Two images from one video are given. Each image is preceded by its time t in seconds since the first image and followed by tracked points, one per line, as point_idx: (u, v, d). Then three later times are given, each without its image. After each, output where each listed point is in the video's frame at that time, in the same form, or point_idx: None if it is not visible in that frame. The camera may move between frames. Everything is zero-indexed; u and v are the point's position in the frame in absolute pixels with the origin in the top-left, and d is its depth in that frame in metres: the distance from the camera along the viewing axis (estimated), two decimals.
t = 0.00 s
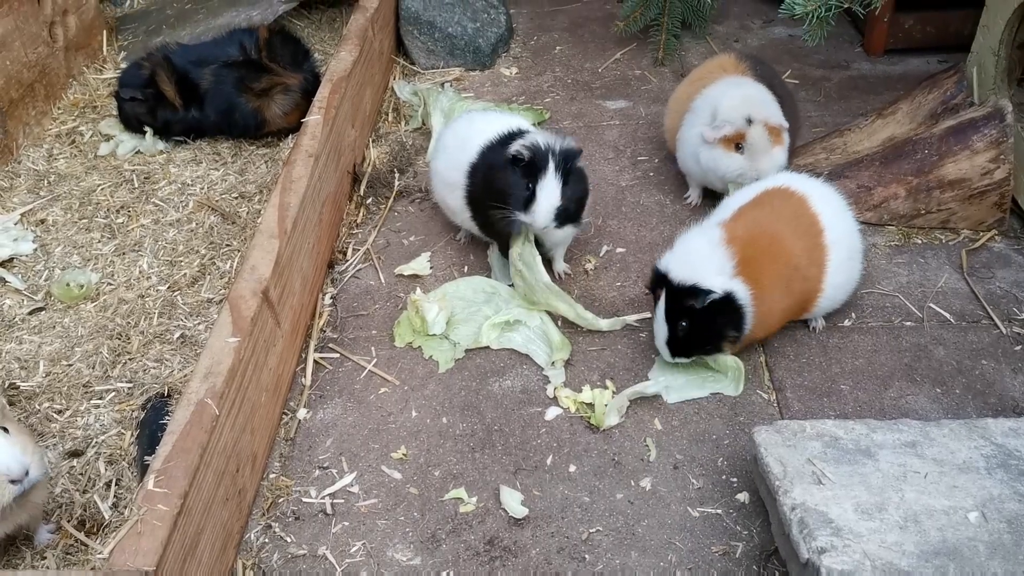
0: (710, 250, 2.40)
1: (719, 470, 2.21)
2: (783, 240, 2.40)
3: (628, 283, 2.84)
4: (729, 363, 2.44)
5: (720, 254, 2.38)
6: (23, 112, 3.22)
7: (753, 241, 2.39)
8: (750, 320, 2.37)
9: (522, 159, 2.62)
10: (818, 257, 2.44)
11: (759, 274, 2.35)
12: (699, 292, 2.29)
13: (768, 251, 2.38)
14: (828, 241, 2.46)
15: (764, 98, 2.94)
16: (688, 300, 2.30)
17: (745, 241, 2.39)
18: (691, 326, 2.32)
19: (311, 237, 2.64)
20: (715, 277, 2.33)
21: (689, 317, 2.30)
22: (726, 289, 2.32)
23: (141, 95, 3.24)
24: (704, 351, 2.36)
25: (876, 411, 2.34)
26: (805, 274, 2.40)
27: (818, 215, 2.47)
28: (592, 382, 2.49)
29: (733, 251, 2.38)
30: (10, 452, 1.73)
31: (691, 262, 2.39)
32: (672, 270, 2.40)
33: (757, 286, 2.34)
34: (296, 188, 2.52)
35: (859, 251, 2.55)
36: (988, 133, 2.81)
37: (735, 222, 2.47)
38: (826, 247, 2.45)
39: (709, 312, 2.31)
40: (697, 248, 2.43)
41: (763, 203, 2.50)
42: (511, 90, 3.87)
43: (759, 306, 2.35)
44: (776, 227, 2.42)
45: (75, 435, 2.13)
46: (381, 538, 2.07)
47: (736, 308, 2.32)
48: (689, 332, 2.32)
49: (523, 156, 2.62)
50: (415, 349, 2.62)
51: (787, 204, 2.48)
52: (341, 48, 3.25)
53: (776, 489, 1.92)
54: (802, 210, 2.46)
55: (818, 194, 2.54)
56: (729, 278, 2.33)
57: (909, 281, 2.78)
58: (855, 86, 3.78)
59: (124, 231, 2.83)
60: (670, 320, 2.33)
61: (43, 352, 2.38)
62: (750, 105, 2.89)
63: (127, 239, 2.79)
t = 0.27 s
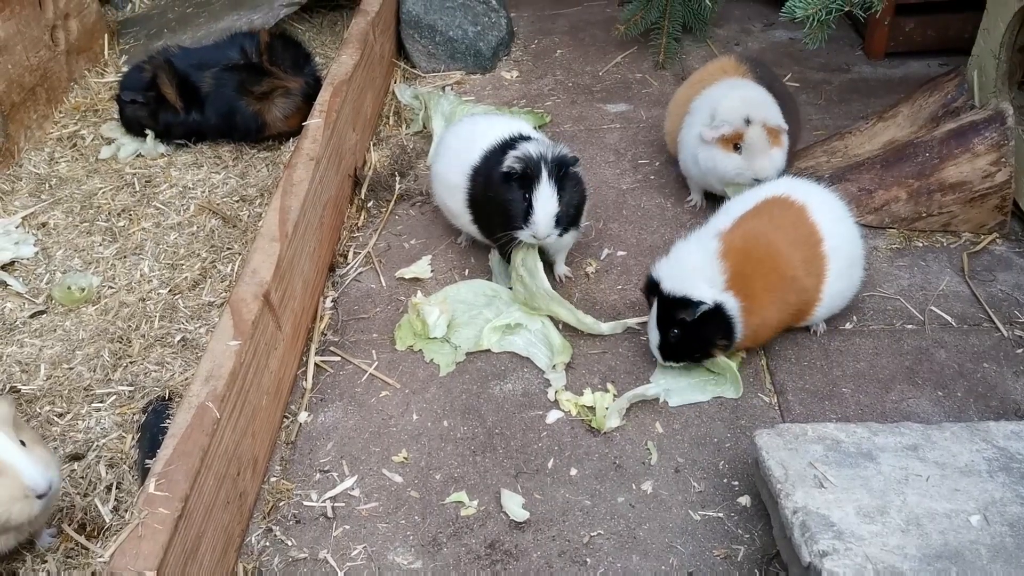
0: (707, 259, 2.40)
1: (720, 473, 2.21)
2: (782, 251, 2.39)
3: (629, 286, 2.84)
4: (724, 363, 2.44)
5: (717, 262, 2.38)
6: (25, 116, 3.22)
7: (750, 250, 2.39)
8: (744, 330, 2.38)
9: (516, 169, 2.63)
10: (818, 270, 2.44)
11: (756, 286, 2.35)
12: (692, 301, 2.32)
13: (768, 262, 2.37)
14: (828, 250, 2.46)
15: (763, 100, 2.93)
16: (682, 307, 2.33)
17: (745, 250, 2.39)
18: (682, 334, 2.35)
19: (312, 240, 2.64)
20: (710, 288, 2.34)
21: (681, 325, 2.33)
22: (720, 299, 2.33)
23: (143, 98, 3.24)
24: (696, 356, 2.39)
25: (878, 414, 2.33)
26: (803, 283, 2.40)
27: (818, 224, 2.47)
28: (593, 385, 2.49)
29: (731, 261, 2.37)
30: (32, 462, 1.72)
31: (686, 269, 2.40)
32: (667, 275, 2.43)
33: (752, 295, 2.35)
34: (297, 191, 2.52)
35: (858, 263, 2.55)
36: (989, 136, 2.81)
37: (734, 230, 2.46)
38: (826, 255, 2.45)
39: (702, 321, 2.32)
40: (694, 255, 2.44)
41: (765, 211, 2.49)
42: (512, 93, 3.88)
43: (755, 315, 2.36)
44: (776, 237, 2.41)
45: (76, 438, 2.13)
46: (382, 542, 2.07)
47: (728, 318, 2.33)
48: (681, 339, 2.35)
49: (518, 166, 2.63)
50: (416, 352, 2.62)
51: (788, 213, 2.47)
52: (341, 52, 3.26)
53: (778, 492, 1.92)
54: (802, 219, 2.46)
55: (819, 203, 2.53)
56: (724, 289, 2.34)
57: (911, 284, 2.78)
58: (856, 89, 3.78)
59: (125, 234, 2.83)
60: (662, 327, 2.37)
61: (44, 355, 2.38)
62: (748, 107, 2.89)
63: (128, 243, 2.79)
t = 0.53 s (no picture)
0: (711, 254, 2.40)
1: (721, 476, 2.21)
2: (786, 251, 2.39)
3: (630, 288, 2.84)
4: (722, 364, 2.45)
5: (720, 257, 2.38)
6: (26, 118, 3.23)
7: (751, 246, 2.39)
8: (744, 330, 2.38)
9: (515, 175, 2.63)
10: (819, 273, 2.43)
11: (758, 284, 2.35)
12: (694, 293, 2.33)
13: (772, 260, 2.37)
14: (828, 250, 2.46)
15: (766, 106, 2.93)
16: (683, 298, 2.34)
17: (749, 247, 2.38)
18: (681, 326, 2.36)
19: (313, 243, 2.64)
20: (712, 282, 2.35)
21: (681, 316, 2.35)
22: (722, 293, 2.33)
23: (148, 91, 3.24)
24: (695, 351, 2.40)
25: (879, 417, 2.33)
26: (804, 282, 2.40)
27: (819, 224, 2.47)
28: (594, 388, 2.49)
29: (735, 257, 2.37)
30: (66, 508, 1.79)
31: (688, 262, 2.41)
32: (668, 268, 2.44)
33: (753, 292, 2.35)
34: (298, 194, 2.53)
35: (859, 270, 2.56)
36: (990, 138, 2.81)
37: (735, 226, 2.46)
38: (826, 255, 2.45)
39: (701, 317, 2.33)
40: (696, 249, 2.44)
41: (771, 210, 2.49)
42: (513, 96, 3.88)
43: (756, 312, 2.36)
44: (781, 237, 2.41)
45: (77, 441, 2.13)
46: (383, 544, 2.07)
47: (730, 312, 2.33)
48: (682, 330, 2.36)
49: (517, 173, 2.62)
50: (417, 355, 2.62)
51: (788, 212, 2.48)
52: (342, 54, 3.26)
53: (779, 495, 1.92)
54: (803, 218, 2.46)
55: (820, 203, 2.53)
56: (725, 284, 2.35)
57: (912, 287, 2.78)
58: (856, 91, 3.79)
59: (126, 237, 2.83)
60: (665, 316, 2.39)
61: (45, 358, 2.39)
62: (749, 111, 2.89)
63: (129, 246, 2.79)
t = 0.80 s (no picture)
0: (717, 254, 2.40)
1: (722, 477, 2.21)
2: (791, 254, 2.39)
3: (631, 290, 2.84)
4: (721, 364, 2.45)
5: (726, 257, 2.38)
6: (27, 120, 3.23)
7: (753, 245, 2.39)
8: (745, 333, 2.38)
9: (545, 176, 2.60)
10: (823, 278, 2.43)
11: (762, 286, 2.35)
12: (696, 287, 2.32)
13: (776, 262, 2.37)
14: (830, 252, 2.45)
15: (763, 105, 2.92)
16: (684, 292, 2.34)
17: (754, 249, 2.39)
18: (684, 318, 2.35)
19: (313, 244, 2.64)
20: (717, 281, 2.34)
21: (685, 307, 2.34)
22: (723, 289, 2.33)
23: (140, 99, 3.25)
24: (694, 347, 2.39)
25: (880, 418, 2.33)
26: (806, 283, 2.39)
27: (821, 226, 2.47)
28: (595, 389, 2.49)
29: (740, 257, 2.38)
30: (75, 526, 1.79)
31: (690, 258, 2.41)
32: (674, 266, 2.44)
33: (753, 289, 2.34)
34: (299, 195, 2.53)
35: (861, 277, 2.56)
36: (991, 139, 2.81)
37: (742, 227, 2.47)
38: (830, 261, 2.45)
39: (704, 315, 2.33)
40: (699, 247, 2.44)
41: (776, 213, 2.49)
42: (514, 97, 3.88)
43: (756, 310, 2.35)
44: (787, 239, 2.41)
45: (77, 442, 2.13)
46: (384, 545, 2.07)
47: (731, 309, 2.33)
48: (682, 324, 2.35)
49: (545, 173, 2.60)
50: (418, 356, 2.62)
51: (791, 214, 2.48)
52: (342, 56, 3.26)
53: (780, 497, 1.92)
54: (804, 220, 2.46)
55: (822, 207, 2.54)
56: (730, 284, 2.34)
57: (913, 288, 2.78)
58: (857, 93, 3.78)
59: (127, 238, 2.83)
60: (665, 309, 2.37)
61: (46, 360, 2.39)
62: (743, 110, 2.89)
63: (130, 247, 2.79)
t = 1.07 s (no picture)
0: (718, 257, 2.39)
1: (723, 478, 2.21)
2: (793, 258, 2.38)
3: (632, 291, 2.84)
4: (721, 366, 2.44)
5: (728, 260, 2.38)
6: (28, 121, 3.23)
7: (756, 248, 2.38)
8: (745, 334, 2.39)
9: (543, 184, 2.59)
10: (824, 281, 2.43)
11: (763, 290, 2.35)
12: (696, 291, 2.33)
13: (778, 266, 2.37)
14: (833, 256, 2.45)
15: (763, 109, 2.90)
16: (685, 295, 2.34)
17: (756, 252, 2.38)
18: (683, 321, 2.36)
19: (314, 245, 2.64)
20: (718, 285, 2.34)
21: (684, 309, 2.35)
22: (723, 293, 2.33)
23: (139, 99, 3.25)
24: (693, 347, 2.41)
25: (881, 419, 2.33)
26: (807, 288, 2.39)
27: (824, 229, 2.46)
28: (596, 390, 2.49)
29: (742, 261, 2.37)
30: (89, 527, 1.84)
31: (692, 260, 2.41)
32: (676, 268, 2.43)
33: (753, 293, 2.34)
34: (299, 196, 2.53)
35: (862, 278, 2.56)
36: (992, 140, 2.81)
37: (744, 229, 2.45)
38: (832, 264, 2.44)
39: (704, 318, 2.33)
40: (702, 249, 2.44)
41: (780, 215, 2.47)
42: (514, 98, 3.88)
43: (755, 314, 2.35)
44: (790, 243, 2.40)
45: (78, 443, 2.14)
46: (384, 546, 2.07)
47: (730, 313, 2.34)
48: (681, 326, 2.37)
49: (543, 181, 2.59)
50: (418, 357, 2.62)
51: (794, 216, 2.46)
52: (343, 57, 3.26)
53: (781, 498, 1.92)
54: (809, 223, 2.45)
55: (826, 210, 2.52)
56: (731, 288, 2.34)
57: (914, 289, 2.78)
58: (858, 94, 3.78)
59: (127, 239, 2.84)
60: (666, 310, 2.38)
61: (46, 361, 2.39)
62: (745, 115, 2.89)
63: (130, 248, 2.79)
